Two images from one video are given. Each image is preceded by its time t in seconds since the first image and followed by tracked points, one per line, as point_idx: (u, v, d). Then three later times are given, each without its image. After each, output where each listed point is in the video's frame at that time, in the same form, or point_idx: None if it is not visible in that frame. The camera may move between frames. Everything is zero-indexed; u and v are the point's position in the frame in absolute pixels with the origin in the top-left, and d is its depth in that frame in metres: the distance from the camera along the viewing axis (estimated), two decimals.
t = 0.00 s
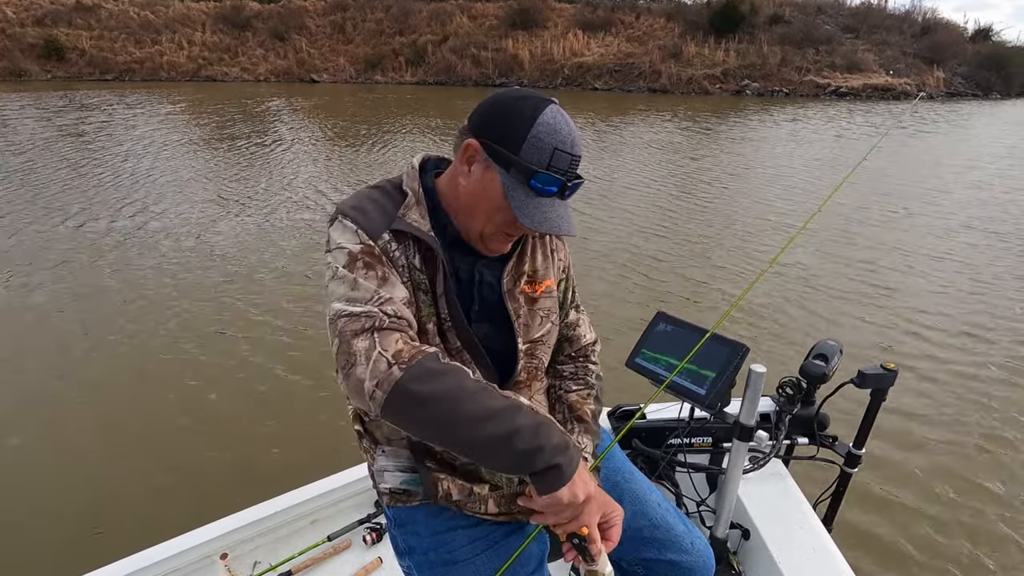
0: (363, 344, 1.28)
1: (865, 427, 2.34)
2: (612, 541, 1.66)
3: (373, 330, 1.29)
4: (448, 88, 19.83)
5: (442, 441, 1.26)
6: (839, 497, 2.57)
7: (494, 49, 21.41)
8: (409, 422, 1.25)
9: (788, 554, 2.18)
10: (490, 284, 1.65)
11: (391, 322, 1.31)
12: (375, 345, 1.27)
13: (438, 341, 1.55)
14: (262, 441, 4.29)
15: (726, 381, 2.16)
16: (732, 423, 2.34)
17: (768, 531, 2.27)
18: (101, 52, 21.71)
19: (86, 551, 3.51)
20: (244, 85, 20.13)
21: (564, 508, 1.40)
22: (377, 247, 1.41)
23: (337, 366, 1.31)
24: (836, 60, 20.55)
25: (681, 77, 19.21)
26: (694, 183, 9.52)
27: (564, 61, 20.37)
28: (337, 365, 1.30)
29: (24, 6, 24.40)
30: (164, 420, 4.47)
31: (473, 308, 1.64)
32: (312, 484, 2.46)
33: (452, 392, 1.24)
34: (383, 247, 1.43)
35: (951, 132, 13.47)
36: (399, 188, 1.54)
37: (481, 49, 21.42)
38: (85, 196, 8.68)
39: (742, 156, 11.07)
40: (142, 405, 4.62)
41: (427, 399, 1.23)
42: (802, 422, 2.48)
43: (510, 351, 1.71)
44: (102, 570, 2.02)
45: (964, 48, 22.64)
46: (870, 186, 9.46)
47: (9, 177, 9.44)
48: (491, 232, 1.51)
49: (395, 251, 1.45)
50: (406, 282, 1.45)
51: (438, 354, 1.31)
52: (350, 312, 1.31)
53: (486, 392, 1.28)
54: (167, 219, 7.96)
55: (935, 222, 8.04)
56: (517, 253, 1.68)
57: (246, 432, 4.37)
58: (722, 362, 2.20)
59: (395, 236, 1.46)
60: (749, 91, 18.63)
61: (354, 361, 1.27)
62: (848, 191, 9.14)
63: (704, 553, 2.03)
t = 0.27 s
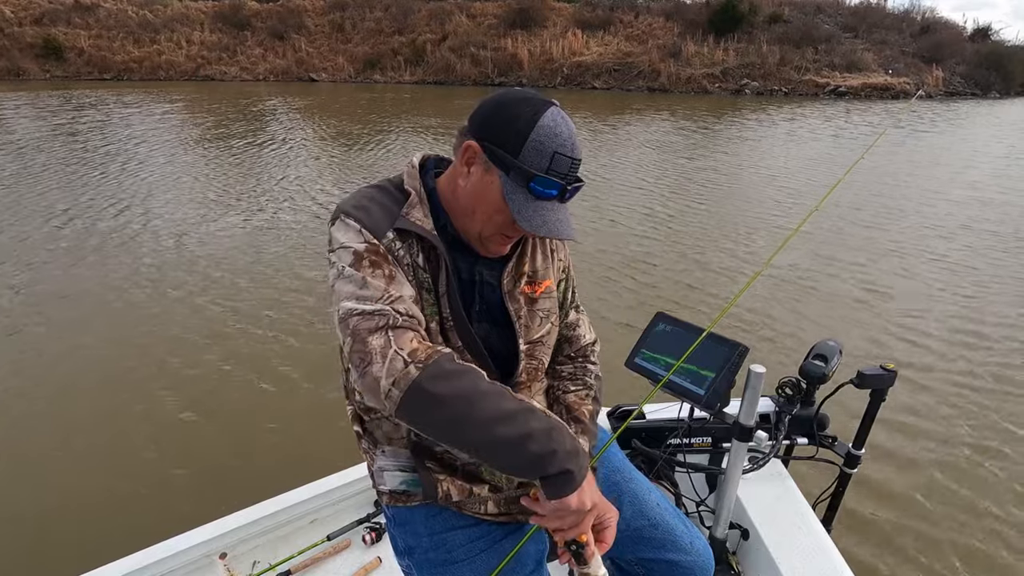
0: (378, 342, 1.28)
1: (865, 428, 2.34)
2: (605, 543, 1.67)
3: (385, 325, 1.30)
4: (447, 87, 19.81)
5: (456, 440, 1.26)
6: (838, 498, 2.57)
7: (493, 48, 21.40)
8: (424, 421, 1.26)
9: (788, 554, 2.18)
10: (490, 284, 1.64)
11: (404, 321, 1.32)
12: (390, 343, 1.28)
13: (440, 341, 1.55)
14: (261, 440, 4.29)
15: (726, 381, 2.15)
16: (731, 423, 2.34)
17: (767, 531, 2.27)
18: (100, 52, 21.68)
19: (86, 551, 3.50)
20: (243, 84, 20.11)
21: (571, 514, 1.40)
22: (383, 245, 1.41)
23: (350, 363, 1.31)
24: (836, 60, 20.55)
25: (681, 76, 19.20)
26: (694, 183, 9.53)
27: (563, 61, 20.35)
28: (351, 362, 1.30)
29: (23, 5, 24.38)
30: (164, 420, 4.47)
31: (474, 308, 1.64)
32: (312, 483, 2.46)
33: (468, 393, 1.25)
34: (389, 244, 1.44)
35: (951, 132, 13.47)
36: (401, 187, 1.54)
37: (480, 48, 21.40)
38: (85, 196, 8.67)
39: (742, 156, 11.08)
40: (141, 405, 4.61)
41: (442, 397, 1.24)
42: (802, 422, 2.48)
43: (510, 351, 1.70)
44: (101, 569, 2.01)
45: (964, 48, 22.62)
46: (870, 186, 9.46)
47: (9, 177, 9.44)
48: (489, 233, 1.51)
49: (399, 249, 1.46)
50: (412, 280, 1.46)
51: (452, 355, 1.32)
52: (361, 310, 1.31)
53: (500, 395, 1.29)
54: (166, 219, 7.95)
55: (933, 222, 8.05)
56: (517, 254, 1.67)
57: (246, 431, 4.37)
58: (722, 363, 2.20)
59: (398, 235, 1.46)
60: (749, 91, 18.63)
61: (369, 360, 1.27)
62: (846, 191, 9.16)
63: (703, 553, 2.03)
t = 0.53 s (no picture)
0: (356, 353, 1.28)
1: (865, 428, 2.34)
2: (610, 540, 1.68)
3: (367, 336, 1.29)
4: (447, 87, 19.82)
5: (426, 453, 1.26)
6: (838, 499, 2.57)
7: (492, 49, 21.40)
8: (393, 436, 1.26)
9: (788, 554, 2.18)
10: (496, 283, 1.64)
11: (384, 332, 1.31)
12: (367, 355, 1.27)
13: (443, 341, 1.54)
14: (262, 439, 4.30)
15: (727, 382, 2.15)
16: (731, 424, 2.34)
17: (767, 532, 2.28)
18: (99, 52, 21.67)
19: (85, 551, 3.50)
20: (242, 84, 20.10)
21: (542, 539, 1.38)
22: (383, 248, 1.41)
23: (332, 371, 1.30)
24: (835, 60, 20.57)
25: (680, 76, 19.23)
26: (693, 183, 9.54)
27: (562, 61, 20.36)
28: (332, 369, 1.30)
29: (22, 5, 24.38)
30: (163, 420, 4.47)
31: (479, 309, 1.65)
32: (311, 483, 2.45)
33: (439, 412, 1.24)
34: (389, 246, 1.43)
35: (949, 132, 13.50)
36: (405, 186, 1.54)
37: (479, 49, 21.40)
38: (84, 196, 8.67)
39: (741, 156, 11.10)
40: (142, 404, 4.61)
41: (412, 415, 1.23)
42: (802, 422, 2.49)
43: (514, 351, 1.70)
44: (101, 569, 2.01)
45: (962, 48, 22.65)
46: (869, 186, 9.47)
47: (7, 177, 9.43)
48: (496, 233, 1.51)
49: (402, 252, 1.45)
50: (408, 283, 1.45)
51: (429, 371, 1.30)
52: (347, 317, 1.30)
53: (471, 415, 1.27)
54: (166, 219, 7.95)
55: (932, 222, 8.07)
56: (522, 254, 1.67)
57: (246, 431, 4.38)
58: (723, 363, 2.20)
59: (401, 236, 1.46)
60: (748, 91, 18.65)
61: (345, 370, 1.27)
62: (845, 191, 9.17)
63: (704, 552, 2.01)
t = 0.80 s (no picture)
0: (307, 388, 1.34)
1: (865, 428, 2.34)
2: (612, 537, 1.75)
3: (322, 370, 1.33)
4: (446, 88, 19.83)
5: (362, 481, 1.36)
6: (838, 499, 2.57)
7: (491, 50, 21.41)
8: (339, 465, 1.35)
9: (788, 554, 2.18)
10: (501, 284, 1.64)
11: (334, 365, 1.33)
12: (315, 391, 1.32)
13: (440, 349, 1.53)
14: (262, 439, 4.29)
15: (726, 381, 2.15)
16: (732, 424, 2.34)
17: (767, 532, 2.28)
18: (98, 53, 21.66)
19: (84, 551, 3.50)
20: (241, 86, 20.09)
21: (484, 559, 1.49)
22: (363, 268, 1.39)
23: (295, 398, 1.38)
24: (833, 61, 20.61)
25: (679, 78, 19.26)
26: (692, 184, 9.56)
27: (561, 62, 20.37)
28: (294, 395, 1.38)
29: (21, 7, 24.38)
30: (163, 421, 4.46)
31: (483, 310, 1.64)
32: (311, 483, 2.45)
33: (373, 457, 1.31)
34: (373, 262, 1.41)
35: (948, 133, 13.53)
36: (404, 192, 1.53)
37: (478, 50, 21.41)
38: (83, 197, 8.66)
39: (740, 157, 11.12)
40: (141, 405, 4.61)
41: (349, 456, 1.31)
42: (802, 423, 2.49)
43: (516, 353, 1.69)
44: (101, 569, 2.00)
45: (961, 49, 22.70)
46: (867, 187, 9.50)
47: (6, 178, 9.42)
48: (504, 232, 1.51)
49: (390, 264, 1.43)
50: (390, 300, 1.43)
51: (375, 409, 1.33)
52: (308, 350, 1.35)
53: (404, 462, 1.32)
54: (165, 221, 7.96)
55: (930, 223, 8.09)
56: (526, 255, 1.67)
57: (246, 431, 4.38)
58: (722, 362, 2.20)
59: (392, 248, 1.44)
60: (747, 92, 18.68)
61: (300, 402, 1.35)
62: (844, 192, 9.19)
63: (706, 552, 2.01)
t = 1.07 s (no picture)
0: (279, 392, 1.41)
1: (866, 427, 2.34)
2: (627, 530, 1.73)
3: (293, 379, 1.39)
4: (445, 89, 19.85)
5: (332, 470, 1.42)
6: (839, 499, 2.57)
7: (491, 51, 21.45)
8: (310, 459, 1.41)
9: (789, 553, 2.19)
10: (501, 286, 1.64)
11: (299, 371, 1.39)
12: (285, 395, 1.39)
13: (434, 356, 1.54)
14: (263, 440, 4.29)
15: (727, 382, 2.15)
16: (732, 423, 2.34)
17: (768, 532, 2.28)
18: (97, 54, 21.66)
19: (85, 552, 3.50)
20: (240, 87, 20.10)
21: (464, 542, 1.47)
22: (343, 278, 1.41)
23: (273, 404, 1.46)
24: (831, 62, 20.67)
25: (678, 79, 19.31)
26: (691, 185, 9.58)
27: (560, 63, 20.40)
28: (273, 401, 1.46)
29: (20, 8, 24.39)
30: (164, 420, 4.47)
31: (483, 312, 1.64)
32: (312, 483, 2.45)
33: (328, 446, 1.35)
34: (355, 272, 1.42)
35: (946, 134, 13.56)
36: (398, 197, 1.55)
37: (478, 51, 21.45)
38: (82, 198, 8.66)
39: (739, 158, 11.16)
40: (141, 406, 4.61)
41: (310, 449, 1.37)
42: (803, 422, 2.48)
43: (515, 355, 1.69)
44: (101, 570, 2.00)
45: (959, 50, 22.76)
46: (865, 188, 9.52)
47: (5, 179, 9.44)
48: (502, 226, 1.51)
49: (375, 274, 1.44)
50: (370, 310, 1.45)
51: (334, 404, 1.38)
52: (283, 358, 1.42)
53: (356, 446, 1.35)
54: (164, 221, 7.95)
55: (929, 223, 8.12)
56: (525, 256, 1.67)
57: (248, 430, 4.38)
58: (723, 362, 2.20)
59: (379, 258, 1.45)
60: (745, 93, 18.73)
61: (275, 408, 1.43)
62: (843, 193, 9.22)
63: (706, 554, 2.01)
